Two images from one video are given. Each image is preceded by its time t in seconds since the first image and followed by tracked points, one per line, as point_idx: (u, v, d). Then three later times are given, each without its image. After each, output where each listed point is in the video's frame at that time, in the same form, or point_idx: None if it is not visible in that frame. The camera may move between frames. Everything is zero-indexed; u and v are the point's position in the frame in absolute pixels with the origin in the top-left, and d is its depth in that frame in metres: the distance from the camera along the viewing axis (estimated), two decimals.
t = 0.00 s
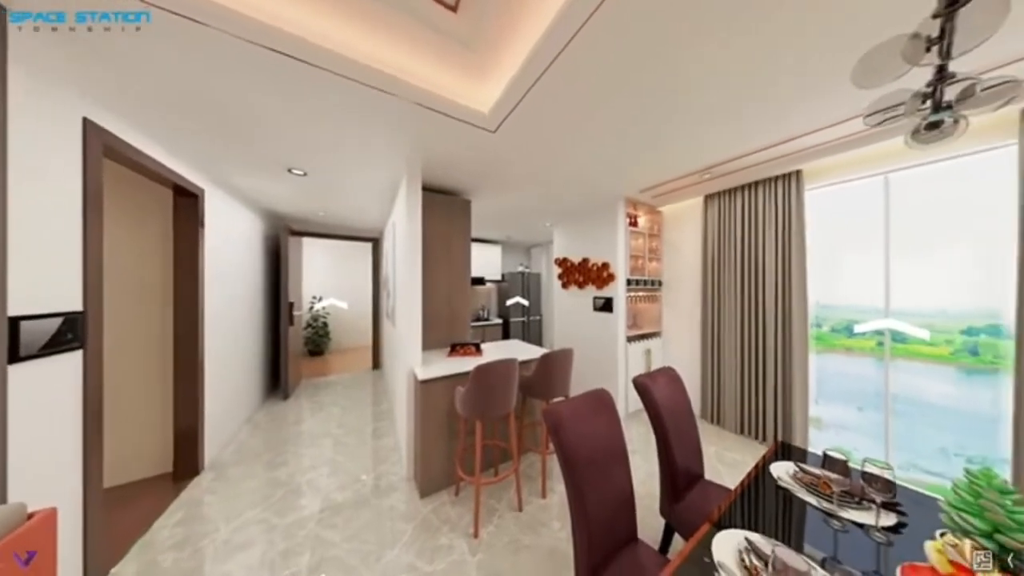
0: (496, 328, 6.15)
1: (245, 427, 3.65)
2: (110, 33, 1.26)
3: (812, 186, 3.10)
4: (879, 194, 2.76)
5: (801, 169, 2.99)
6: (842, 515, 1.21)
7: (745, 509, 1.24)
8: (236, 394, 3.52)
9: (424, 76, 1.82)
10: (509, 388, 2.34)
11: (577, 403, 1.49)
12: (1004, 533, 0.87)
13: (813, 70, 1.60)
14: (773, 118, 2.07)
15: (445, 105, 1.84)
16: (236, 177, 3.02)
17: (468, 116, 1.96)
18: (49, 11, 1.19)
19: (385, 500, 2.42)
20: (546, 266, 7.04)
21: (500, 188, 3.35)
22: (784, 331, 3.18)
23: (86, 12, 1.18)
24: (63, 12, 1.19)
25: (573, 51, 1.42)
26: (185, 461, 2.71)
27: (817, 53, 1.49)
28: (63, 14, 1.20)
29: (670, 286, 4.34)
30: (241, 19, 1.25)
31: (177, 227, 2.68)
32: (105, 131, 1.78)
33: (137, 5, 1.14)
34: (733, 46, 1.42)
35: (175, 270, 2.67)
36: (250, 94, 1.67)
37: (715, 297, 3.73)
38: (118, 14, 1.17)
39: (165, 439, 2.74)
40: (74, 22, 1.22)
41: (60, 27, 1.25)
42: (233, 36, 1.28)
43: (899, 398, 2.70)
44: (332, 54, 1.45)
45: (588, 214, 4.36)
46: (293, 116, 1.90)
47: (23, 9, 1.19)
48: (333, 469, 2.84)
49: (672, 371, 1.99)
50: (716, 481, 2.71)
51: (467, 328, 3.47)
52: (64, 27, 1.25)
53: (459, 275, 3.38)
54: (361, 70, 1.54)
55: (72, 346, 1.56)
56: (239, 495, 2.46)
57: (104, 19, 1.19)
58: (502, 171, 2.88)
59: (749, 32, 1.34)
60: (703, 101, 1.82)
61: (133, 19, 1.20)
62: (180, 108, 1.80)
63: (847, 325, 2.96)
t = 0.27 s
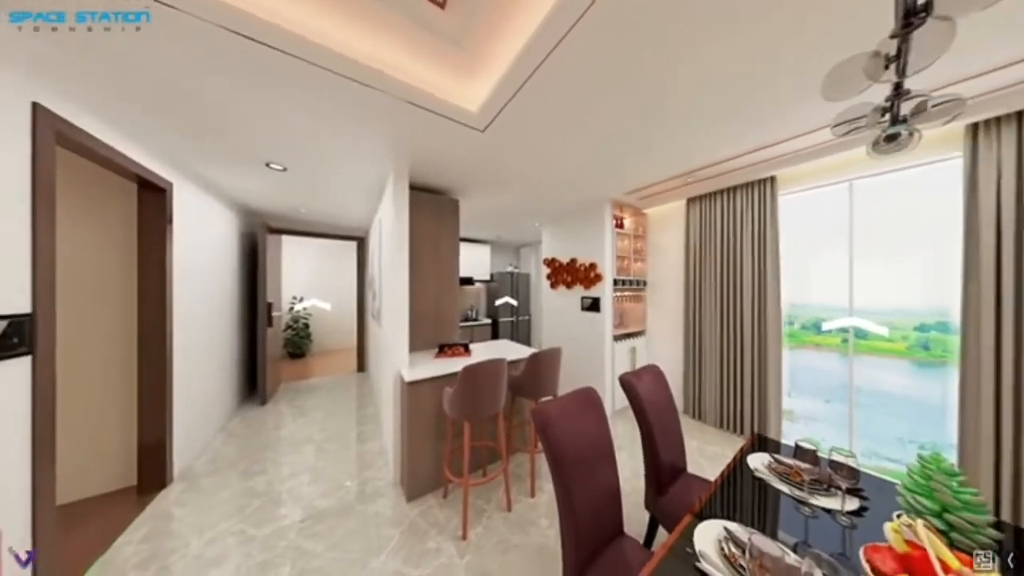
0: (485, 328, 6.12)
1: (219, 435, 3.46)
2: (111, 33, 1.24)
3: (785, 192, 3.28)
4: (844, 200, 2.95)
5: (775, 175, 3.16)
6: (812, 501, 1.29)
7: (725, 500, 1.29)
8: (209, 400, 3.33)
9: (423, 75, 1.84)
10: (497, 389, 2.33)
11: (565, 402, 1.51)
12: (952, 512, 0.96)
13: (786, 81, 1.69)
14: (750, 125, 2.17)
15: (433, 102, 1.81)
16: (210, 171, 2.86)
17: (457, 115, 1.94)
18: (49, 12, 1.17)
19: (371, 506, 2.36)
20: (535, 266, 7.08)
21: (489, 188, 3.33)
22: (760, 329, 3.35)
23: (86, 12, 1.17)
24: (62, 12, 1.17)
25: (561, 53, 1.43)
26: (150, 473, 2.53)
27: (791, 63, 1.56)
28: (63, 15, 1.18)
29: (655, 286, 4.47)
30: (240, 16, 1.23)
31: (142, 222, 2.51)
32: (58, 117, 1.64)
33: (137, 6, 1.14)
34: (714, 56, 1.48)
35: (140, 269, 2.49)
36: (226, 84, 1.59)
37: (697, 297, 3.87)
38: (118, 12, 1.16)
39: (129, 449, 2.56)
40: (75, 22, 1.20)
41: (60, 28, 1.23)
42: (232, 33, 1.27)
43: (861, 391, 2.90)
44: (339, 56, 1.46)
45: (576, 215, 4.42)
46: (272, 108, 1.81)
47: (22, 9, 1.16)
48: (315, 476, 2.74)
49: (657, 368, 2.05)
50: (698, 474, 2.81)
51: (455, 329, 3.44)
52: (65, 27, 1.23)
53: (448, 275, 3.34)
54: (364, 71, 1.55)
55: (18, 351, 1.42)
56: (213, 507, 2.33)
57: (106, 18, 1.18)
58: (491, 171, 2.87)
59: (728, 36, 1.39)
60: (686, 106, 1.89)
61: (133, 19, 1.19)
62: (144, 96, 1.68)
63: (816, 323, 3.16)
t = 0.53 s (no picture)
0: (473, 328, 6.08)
1: (189, 444, 3.26)
2: (112, 33, 1.25)
3: (760, 197, 3.45)
4: (813, 206, 3.14)
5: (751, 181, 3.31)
6: (785, 489, 1.36)
7: (705, 492, 1.34)
8: (178, 407, 3.14)
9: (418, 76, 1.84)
10: (486, 389, 2.32)
11: (553, 401, 1.52)
12: (906, 495, 1.04)
13: (761, 91, 1.78)
14: (729, 132, 2.26)
15: (421, 99, 1.78)
16: (179, 164, 2.69)
17: (444, 113, 1.91)
18: (48, 11, 1.17)
19: (355, 512, 2.29)
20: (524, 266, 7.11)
21: (478, 188, 3.32)
22: (737, 327, 3.50)
23: (86, 12, 1.17)
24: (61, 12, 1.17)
25: (549, 55, 1.45)
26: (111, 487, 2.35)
27: (766, 76, 1.64)
28: (62, 15, 1.18)
29: (640, 286, 4.59)
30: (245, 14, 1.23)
31: (102, 217, 2.33)
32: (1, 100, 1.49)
33: (137, 6, 1.15)
34: (695, 65, 1.54)
35: (99, 267, 2.31)
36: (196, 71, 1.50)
37: (679, 297, 4.00)
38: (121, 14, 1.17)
39: (89, 461, 2.38)
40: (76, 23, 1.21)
41: (60, 27, 1.23)
42: (233, 30, 1.26)
43: (829, 384, 3.09)
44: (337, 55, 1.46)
45: (564, 216, 4.47)
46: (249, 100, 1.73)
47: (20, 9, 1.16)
48: (296, 483, 2.63)
49: (642, 367, 2.11)
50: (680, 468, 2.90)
51: (443, 329, 3.40)
52: (65, 27, 1.23)
53: (435, 275, 3.29)
54: (354, 67, 1.52)
55: None
56: (182, 520, 2.20)
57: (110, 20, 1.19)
58: (480, 171, 2.85)
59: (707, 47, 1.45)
60: (669, 112, 1.95)
61: (133, 19, 1.19)
62: (104, 81, 1.56)
63: (788, 321, 3.33)
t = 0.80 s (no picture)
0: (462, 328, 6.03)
1: (157, 454, 3.05)
2: (112, 34, 1.23)
3: (738, 201, 3.61)
4: (786, 210, 3.32)
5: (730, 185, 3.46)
6: (762, 480, 1.42)
7: (688, 485, 1.39)
8: (144, 416, 2.93)
9: (413, 77, 1.85)
10: (474, 390, 2.31)
11: (541, 401, 1.53)
12: (868, 480, 1.12)
13: (740, 100, 1.86)
14: (710, 138, 2.35)
15: (408, 95, 1.74)
16: (145, 157, 2.52)
17: (433, 110, 1.89)
18: (49, 12, 1.15)
19: (339, 519, 2.22)
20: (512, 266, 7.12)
21: (466, 187, 3.29)
22: (717, 325, 3.65)
23: (86, 13, 1.16)
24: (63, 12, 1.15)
25: (539, 55, 1.45)
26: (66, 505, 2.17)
27: (745, 84, 1.72)
28: (63, 15, 1.16)
29: (626, 286, 4.69)
30: (252, 15, 1.23)
31: (54, 211, 2.14)
32: None
33: (137, 6, 1.13)
34: (678, 72, 1.59)
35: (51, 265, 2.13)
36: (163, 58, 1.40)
37: (663, 296, 4.13)
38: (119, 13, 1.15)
39: (41, 477, 2.19)
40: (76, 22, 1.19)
41: (61, 28, 1.22)
42: (238, 30, 1.25)
43: (801, 378, 3.27)
44: (338, 55, 1.45)
45: (553, 216, 4.51)
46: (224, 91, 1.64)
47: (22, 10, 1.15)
48: (275, 492, 2.52)
49: (628, 365, 2.15)
50: (664, 462, 2.99)
51: (431, 330, 3.35)
52: (65, 27, 1.21)
53: (423, 275, 3.24)
54: (339, 61, 1.47)
55: None
56: (148, 537, 2.05)
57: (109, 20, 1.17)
58: (468, 170, 2.83)
59: (689, 56, 1.50)
60: (654, 116, 2.00)
61: (132, 19, 1.17)
62: (58, 65, 1.43)
63: (764, 319, 3.51)
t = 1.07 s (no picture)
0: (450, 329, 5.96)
1: (119, 467, 2.84)
2: (113, 34, 1.23)
3: (718, 204, 3.77)
4: (762, 214, 3.50)
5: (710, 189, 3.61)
6: (739, 471, 1.49)
7: (671, 479, 1.44)
8: (105, 426, 2.72)
9: (409, 77, 1.85)
10: (463, 391, 2.29)
11: (530, 400, 1.54)
12: (835, 468, 1.20)
13: (719, 106, 1.94)
14: (692, 143, 2.44)
15: (396, 91, 1.71)
16: (106, 148, 2.34)
17: (421, 107, 1.85)
18: (50, 12, 1.15)
19: (321, 527, 2.14)
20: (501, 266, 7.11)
21: (454, 185, 3.26)
22: (699, 324, 3.79)
23: (87, 13, 1.16)
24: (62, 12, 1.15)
25: (528, 56, 1.46)
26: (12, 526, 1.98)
27: (722, 93, 1.80)
28: (63, 15, 1.16)
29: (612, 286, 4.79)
30: (255, 15, 1.23)
31: None
32: None
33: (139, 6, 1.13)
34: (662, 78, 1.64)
35: None
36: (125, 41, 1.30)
37: (648, 296, 4.24)
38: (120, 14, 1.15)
39: None
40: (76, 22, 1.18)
41: (61, 28, 1.21)
42: (243, 30, 1.25)
43: (775, 373, 3.45)
44: (326, 49, 1.41)
45: (541, 217, 4.54)
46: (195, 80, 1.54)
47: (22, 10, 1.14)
48: (252, 502, 2.40)
49: (615, 364, 2.20)
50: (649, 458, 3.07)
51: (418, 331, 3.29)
52: (65, 27, 1.21)
53: (410, 275, 3.18)
54: (324, 54, 1.43)
55: None
56: (109, 556, 1.91)
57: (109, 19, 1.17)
58: (456, 169, 2.81)
59: (671, 62, 1.56)
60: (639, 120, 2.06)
61: (133, 19, 1.17)
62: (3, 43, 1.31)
63: (742, 317, 3.68)
